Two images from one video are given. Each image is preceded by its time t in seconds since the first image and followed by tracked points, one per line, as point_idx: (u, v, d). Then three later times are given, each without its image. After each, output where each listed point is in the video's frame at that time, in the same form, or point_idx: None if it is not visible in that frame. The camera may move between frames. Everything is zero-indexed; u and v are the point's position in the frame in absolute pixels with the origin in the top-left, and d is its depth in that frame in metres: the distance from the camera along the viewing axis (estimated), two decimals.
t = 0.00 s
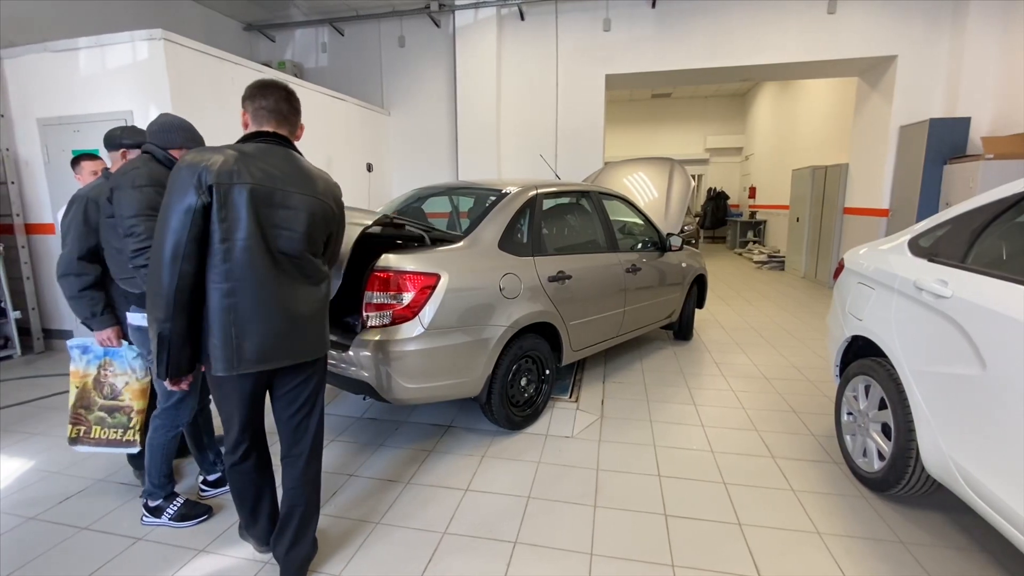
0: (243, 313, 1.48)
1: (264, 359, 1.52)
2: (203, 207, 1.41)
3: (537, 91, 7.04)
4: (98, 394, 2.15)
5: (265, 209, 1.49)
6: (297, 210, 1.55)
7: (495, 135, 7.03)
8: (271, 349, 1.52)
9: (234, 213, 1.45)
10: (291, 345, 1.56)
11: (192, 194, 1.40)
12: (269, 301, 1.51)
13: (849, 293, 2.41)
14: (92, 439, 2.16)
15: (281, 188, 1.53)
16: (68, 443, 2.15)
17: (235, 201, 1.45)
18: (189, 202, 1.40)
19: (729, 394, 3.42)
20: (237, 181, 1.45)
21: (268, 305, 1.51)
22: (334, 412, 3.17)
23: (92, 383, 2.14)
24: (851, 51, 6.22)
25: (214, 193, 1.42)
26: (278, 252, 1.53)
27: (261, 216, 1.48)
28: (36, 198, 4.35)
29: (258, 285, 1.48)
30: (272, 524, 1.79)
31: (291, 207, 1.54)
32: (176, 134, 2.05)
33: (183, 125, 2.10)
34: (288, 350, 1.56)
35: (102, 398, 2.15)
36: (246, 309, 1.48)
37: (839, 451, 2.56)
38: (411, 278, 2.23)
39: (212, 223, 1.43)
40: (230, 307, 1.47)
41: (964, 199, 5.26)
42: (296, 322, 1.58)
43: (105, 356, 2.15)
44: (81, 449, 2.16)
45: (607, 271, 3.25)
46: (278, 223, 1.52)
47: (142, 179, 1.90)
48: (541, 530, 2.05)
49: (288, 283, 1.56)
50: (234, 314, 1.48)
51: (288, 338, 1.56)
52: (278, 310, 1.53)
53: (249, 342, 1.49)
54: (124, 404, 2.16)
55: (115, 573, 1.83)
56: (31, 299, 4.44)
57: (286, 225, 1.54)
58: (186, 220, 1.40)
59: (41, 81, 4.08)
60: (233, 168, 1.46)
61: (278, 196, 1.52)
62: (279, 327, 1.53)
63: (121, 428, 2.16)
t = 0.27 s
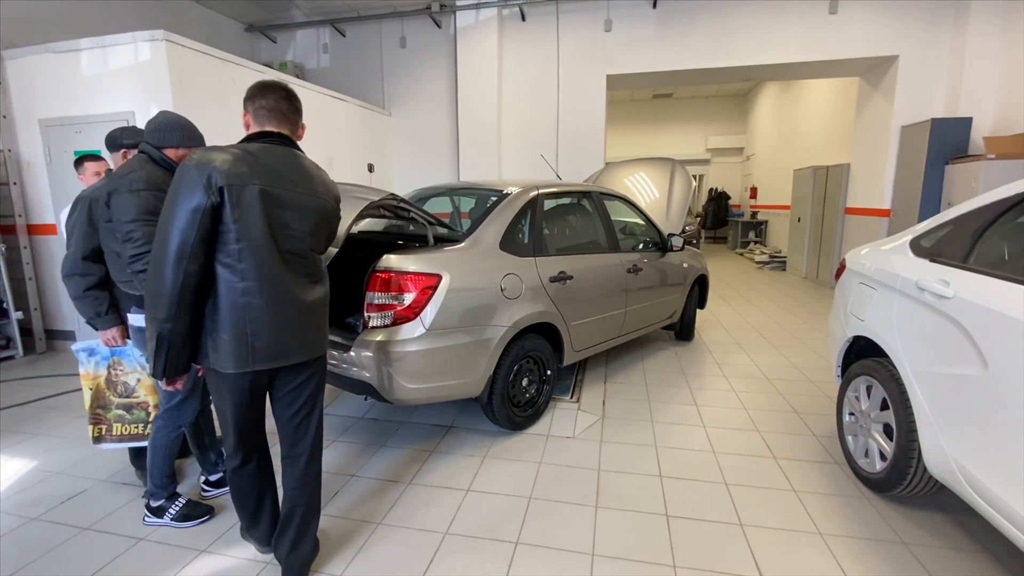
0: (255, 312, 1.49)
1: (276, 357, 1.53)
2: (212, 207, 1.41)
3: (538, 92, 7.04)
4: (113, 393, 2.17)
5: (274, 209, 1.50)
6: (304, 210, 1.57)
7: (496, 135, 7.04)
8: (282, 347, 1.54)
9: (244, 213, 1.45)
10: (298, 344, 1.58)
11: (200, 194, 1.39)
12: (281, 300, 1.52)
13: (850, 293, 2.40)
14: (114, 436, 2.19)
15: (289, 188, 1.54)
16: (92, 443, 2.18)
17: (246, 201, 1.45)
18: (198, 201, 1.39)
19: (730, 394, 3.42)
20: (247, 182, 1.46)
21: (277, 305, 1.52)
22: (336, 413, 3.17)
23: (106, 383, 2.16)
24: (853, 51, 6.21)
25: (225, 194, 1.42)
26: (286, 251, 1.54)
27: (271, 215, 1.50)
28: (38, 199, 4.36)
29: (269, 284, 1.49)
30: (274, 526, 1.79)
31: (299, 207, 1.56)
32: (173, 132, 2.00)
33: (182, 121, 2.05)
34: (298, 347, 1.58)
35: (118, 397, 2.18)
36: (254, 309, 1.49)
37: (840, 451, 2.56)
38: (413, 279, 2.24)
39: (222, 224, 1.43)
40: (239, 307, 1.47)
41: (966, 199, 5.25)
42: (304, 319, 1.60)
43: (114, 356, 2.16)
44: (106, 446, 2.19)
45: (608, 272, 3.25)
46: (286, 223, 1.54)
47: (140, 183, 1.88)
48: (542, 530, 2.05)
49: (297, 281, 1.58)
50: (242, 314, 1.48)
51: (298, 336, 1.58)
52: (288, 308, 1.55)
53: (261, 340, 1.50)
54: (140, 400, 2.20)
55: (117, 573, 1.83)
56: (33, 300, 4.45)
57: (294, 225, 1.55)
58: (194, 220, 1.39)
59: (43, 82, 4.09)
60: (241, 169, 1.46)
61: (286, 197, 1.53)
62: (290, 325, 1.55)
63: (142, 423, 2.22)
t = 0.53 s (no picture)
0: (267, 310, 1.51)
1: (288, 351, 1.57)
2: (222, 209, 1.41)
3: (538, 93, 7.04)
4: (117, 390, 2.18)
5: (280, 207, 1.53)
6: (306, 208, 1.61)
7: (496, 136, 7.04)
8: (294, 340, 1.58)
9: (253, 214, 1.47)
10: (306, 339, 1.62)
11: (209, 197, 1.39)
12: (291, 295, 1.56)
13: (851, 294, 2.40)
14: (121, 430, 2.21)
15: (291, 187, 1.57)
16: (101, 435, 2.20)
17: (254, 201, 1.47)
18: (207, 204, 1.39)
19: (731, 395, 3.42)
20: (253, 183, 1.47)
21: (286, 302, 1.55)
22: (336, 413, 3.17)
23: (110, 380, 2.16)
24: (853, 51, 6.21)
25: (233, 196, 1.43)
26: (291, 248, 1.57)
27: (277, 214, 1.52)
28: (40, 200, 4.37)
29: (278, 281, 1.52)
30: (275, 527, 1.80)
31: (301, 205, 1.59)
32: (170, 130, 1.96)
33: (178, 118, 2.01)
34: (306, 339, 1.63)
35: (122, 394, 2.18)
36: (266, 307, 1.51)
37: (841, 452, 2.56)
38: (413, 279, 2.24)
39: (232, 225, 1.44)
40: (251, 307, 1.49)
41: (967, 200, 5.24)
42: (309, 312, 1.64)
43: (117, 354, 2.17)
44: (114, 439, 2.21)
45: (609, 272, 3.25)
46: (290, 221, 1.56)
47: (137, 188, 1.89)
48: (543, 531, 2.05)
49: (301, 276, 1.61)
50: (255, 313, 1.50)
51: (305, 329, 1.62)
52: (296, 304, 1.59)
53: (274, 337, 1.53)
54: (142, 398, 2.20)
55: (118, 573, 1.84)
56: (35, 300, 4.46)
57: (297, 222, 1.58)
58: (205, 223, 1.39)
59: (45, 84, 4.10)
60: (245, 170, 1.47)
61: (290, 195, 1.56)
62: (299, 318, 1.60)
63: (146, 419, 2.22)
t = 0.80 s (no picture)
0: (272, 308, 1.53)
1: (294, 347, 1.59)
2: (224, 211, 1.41)
3: (538, 93, 7.05)
4: (117, 388, 2.18)
5: (280, 206, 1.54)
6: (303, 207, 1.62)
7: (496, 136, 7.04)
8: (299, 336, 1.61)
9: (255, 216, 1.47)
10: (306, 336, 1.65)
11: (211, 200, 1.39)
12: (292, 294, 1.58)
13: (851, 294, 2.40)
14: (119, 427, 2.21)
15: (289, 186, 1.58)
16: (99, 429, 2.22)
17: (255, 202, 1.48)
18: (210, 207, 1.39)
19: (731, 395, 3.42)
20: (253, 184, 1.48)
21: (288, 301, 1.57)
22: (337, 414, 3.18)
23: (111, 378, 2.17)
24: (854, 51, 6.20)
25: (235, 198, 1.43)
26: (291, 246, 1.59)
27: (279, 214, 1.53)
28: (41, 200, 4.38)
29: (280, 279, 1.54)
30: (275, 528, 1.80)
31: (299, 204, 1.60)
32: (167, 127, 1.96)
33: (175, 116, 2.00)
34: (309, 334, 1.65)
35: (121, 392, 2.18)
36: (270, 307, 1.52)
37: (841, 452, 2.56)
38: (414, 280, 2.24)
39: (235, 227, 1.44)
40: (255, 307, 1.50)
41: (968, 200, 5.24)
42: (309, 309, 1.66)
43: (118, 354, 2.15)
44: (112, 434, 2.22)
45: (609, 273, 3.25)
46: (290, 219, 1.58)
47: (138, 190, 1.89)
48: (543, 532, 2.05)
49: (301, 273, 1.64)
50: (259, 314, 1.51)
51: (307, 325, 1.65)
52: (299, 301, 1.61)
53: (280, 336, 1.55)
54: (138, 399, 2.17)
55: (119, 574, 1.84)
56: (35, 301, 4.47)
57: (296, 221, 1.60)
58: (209, 226, 1.39)
59: (46, 85, 4.11)
60: (242, 171, 1.47)
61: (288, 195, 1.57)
62: (301, 313, 1.63)
63: (141, 420, 2.18)
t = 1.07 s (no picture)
0: (265, 309, 1.52)
1: (289, 350, 1.59)
2: (218, 212, 1.41)
3: (539, 93, 7.05)
4: (119, 391, 2.19)
5: (276, 207, 1.54)
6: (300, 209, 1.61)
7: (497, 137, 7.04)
8: (294, 338, 1.60)
9: (249, 216, 1.47)
10: (302, 339, 1.64)
11: (205, 200, 1.39)
12: (287, 296, 1.57)
13: (852, 294, 2.40)
14: (120, 432, 2.21)
15: (285, 186, 1.58)
16: (99, 435, 2.21)
17: (250, 202, 1.47)
18: (203, 208, 1.39)
19: (732, 395, 3.41)
20: (248, 185, 1.48)
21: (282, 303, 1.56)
22: (337, 414, 3.18)
23: (113, 381, 2.18)
24: (854, 51, 6.20)
25: (229, 199, 1.43)
26: (287, 247, 1.59)
27: (274, 215, 1.53)
28: (41, 201, 4.38)
29: (275, 281, 1.54)
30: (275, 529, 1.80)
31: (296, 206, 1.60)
32: (165, 129, 1.98)
33: (174, 118, 2.01)
34: (305, 337, 1.65)
35: (122, 395, 2.19)
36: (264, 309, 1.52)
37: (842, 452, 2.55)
38: (414, 280, 2.24)
39: (229, 229, 1.44)
40: (248, 309, 1.50)
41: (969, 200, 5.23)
42: (305, 310, 1.65)
43: (122, 355, 2.17)
44: (112, 440, 2.22)
45: (610, 273, 3.25)
46: (286, 220, 1.57)
47: (137, 192, 1.89)
48: (543, 532, 2.05)
49: (297, 275, 1.63)
50: (252, 315, 1.50)
51: (303, 327, 1.64)
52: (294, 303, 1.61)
53: (273, 338, 1.55)
54: (142, 401, 2.19)
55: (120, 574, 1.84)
56: (36, 301, 4.47)
57: (292, 221, 1.60)
58: (202, 226, 1.39)
59: (46, 85, 4.11)
60: (238, 171, 1.47)
61: (284, 196, 1.56)
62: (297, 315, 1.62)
63: (143, 423, 2.20)
